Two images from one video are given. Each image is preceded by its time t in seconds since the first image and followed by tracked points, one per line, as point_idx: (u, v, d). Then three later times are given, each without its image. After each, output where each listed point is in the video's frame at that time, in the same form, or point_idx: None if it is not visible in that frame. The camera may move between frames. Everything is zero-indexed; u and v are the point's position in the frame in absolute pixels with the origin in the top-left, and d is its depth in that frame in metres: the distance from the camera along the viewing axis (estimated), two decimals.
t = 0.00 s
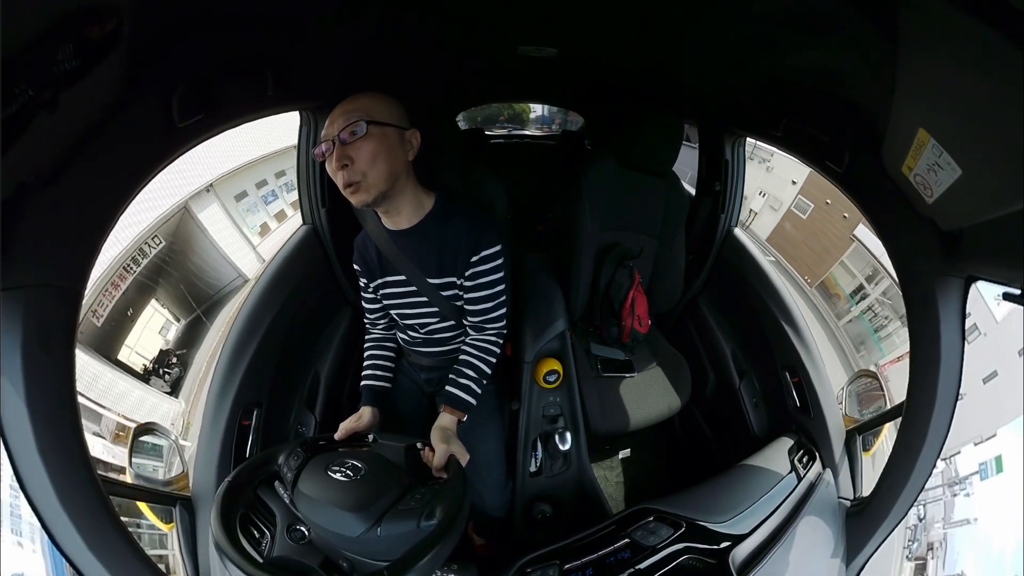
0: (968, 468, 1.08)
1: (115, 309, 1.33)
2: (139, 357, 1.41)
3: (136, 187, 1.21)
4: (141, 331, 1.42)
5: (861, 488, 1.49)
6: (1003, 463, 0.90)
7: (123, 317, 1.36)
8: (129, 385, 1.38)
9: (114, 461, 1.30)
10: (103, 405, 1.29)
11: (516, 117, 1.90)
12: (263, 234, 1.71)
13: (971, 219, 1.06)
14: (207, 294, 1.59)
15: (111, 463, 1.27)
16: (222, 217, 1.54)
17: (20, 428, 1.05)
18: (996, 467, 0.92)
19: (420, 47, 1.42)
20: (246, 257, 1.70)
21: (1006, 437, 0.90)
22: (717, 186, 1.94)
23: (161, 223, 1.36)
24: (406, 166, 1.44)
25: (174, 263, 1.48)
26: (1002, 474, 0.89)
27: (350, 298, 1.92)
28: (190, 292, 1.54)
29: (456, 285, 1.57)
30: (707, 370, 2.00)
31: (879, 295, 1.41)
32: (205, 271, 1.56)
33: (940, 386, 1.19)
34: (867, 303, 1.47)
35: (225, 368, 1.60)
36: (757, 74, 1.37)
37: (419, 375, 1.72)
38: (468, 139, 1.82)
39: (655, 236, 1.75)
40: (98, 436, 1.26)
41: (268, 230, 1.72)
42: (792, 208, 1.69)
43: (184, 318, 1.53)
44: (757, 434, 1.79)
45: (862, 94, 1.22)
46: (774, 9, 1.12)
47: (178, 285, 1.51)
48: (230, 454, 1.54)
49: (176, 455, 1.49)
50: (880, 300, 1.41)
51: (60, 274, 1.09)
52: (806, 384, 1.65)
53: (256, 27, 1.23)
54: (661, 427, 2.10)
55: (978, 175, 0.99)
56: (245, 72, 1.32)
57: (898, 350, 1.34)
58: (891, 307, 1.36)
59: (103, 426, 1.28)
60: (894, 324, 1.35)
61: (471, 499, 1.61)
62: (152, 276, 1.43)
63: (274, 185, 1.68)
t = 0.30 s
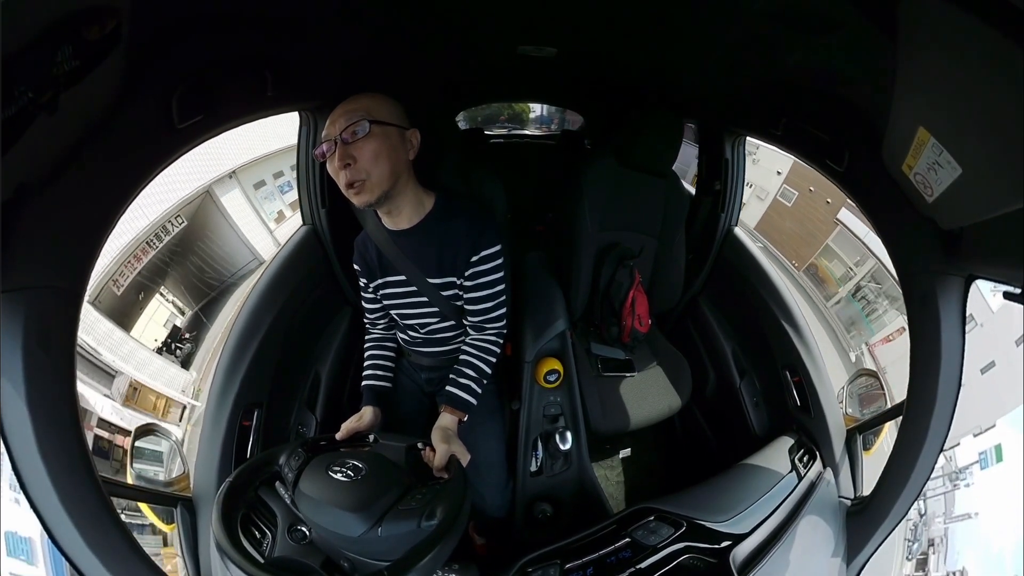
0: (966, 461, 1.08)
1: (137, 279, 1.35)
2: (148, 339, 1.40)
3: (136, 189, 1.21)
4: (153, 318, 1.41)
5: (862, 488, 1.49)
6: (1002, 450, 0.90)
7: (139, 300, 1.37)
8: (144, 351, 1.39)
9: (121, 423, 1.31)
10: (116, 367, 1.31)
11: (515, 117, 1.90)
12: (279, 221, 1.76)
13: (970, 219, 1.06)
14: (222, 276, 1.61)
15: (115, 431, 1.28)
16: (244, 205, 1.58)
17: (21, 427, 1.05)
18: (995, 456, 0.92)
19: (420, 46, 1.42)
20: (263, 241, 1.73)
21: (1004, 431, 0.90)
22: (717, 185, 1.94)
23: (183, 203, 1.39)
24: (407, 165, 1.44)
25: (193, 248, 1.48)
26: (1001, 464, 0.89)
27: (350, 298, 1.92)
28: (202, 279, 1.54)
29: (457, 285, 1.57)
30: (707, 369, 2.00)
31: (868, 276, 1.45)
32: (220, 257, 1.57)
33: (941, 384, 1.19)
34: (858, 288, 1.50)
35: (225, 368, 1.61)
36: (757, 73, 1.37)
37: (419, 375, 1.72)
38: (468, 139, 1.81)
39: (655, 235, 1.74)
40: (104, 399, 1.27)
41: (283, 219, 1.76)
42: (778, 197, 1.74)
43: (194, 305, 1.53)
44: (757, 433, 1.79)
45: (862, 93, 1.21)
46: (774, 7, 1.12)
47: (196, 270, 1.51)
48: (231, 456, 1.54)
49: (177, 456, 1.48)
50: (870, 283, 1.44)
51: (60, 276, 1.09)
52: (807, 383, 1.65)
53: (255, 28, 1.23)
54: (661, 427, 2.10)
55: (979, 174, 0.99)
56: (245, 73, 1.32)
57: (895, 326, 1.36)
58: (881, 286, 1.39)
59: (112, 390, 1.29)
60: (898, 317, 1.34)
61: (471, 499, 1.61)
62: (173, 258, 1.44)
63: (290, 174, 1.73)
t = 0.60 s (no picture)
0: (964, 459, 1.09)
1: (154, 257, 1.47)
2: (156, 320, 1.50)
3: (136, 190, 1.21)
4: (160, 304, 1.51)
5: (862, 487, 1.49)
6: (999, 440, 0.90)
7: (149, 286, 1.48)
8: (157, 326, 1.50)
9: (131, 386, 1.40)
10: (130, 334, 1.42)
11: (516, 117, 1.89)
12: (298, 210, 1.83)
13: (970, 219, 1.06)
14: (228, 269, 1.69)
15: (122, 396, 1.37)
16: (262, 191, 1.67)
17: (20, 425, 1.05)
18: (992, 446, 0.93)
19: (420, 45, 1.41)
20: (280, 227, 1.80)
21: (1001, 423, 0.90)
22: (717, 185, 1.94)
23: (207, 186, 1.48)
24: (405, 166, 1.44)
25: (201, 236, 1.58)
26: (998, 454, 0.89)
27: (350, 298, 1.92)
28: (213, 260, 1.63)
29: (456, 285, 1.57)
30: (707, 368, 2.00)
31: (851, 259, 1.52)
32: (226, 251, 1.65)
33: (940, 384, 1.19)
34: (849, 274, 1.57)
35: (226, 366, 1.61)
36: (757, 73, 1.37)
37: (419, 375, 1.72)
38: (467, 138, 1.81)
39: (655, 235, 1.74)
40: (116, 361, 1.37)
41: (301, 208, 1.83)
42: (765, 187, 1.81)
43: (199, 298, 1.61)
44: (757, 432, 1.79)
45: (862, 93, 1.21)
46: (774, 7, 1.11)
47: (200, 264, 1.60)
48: (232, 456, 1.54)
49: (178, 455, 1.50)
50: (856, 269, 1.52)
51: (58, 277, 1.09)
52: (806, 383, 1.66)
53: (254, 28, 1.22)
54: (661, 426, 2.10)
55: (979, 174, 0.99)
56: (245, 72, 1.31)
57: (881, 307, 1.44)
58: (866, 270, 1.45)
59: (125, 353, 1.38)
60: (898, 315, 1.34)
61: (471, 499, 1.61)
62: (180, 246, 1.53)
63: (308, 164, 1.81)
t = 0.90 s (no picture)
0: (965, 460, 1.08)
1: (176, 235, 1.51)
2: (177, 289, 1.56)
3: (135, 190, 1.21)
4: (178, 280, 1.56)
5: (862, 487, 1.49)
6: (998, 429, 0.90)
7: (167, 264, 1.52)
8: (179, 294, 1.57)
9: (146, 350, 1.50)
10: (151, 300, 1.49)
11: (516, 117, 1.89)
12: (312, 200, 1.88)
13: (970, 218, 1.06)
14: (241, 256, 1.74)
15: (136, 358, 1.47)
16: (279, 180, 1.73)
17: (21, 424, 1.05)
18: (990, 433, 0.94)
19: (420, 46, 1.41)
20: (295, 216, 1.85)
21: (999, 413, 0.91)
22: (717, 184, 1.93)
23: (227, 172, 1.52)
24: (402, 172, 1.43)
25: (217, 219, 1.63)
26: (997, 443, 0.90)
27: (350, 298, 1.92)
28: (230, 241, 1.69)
29: (456, 286, 1.57)
30: (707, 368, 2.00)
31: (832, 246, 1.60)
32: (239, 235, 1.71)
33: (940, 383, 1.19)
34: (842, 264, 1.61)
35: (228, 364, 1.61)
36: (757, 72, 1.37)
37: (419, 375, 1.72)
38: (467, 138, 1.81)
39: (655, 234, 1.74)
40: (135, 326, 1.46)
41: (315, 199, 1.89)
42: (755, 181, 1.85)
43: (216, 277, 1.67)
44: (757, 432, 1.79)
45: (862, 93, 1.21)
46: (774, 6, 1.11)
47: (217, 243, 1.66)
48: (232, 457, 1.54)
49: (178, 455, 1.51)
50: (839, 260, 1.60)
51: (58, 278, 1.09)
52: (806, 382, 1.65)
53: (254, 28, 1.22)
54: (661, 426, 2.10)
55: (979, 173, 0.99)
56: (244, 72, 1.31)
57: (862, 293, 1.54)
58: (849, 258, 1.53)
59: (144, 318, 1.47)
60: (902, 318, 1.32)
61: (472, 499, 1.61)
62: (198, 228, 1.58)
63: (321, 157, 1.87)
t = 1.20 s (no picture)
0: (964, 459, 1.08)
1: (201, 215, 1.48)
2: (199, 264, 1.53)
3: (133, 191, 1.21)
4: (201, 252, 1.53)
5: (863, 486, 1.48)
6: (996, 417, 0.94)
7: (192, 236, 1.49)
8: (202, 267, 1.54)
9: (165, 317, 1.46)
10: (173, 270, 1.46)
11: (516, 118, 1.89)
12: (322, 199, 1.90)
13: (968, 216, 1.06)
14: (261, 237, 1.72)
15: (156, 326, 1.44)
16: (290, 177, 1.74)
17: (19, 423, 1.05)
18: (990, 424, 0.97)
19: (421, 48, 1.42)
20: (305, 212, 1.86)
21: (998, 401, 0.94)
22: (716, 186, 1.94)
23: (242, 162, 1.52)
24: (413, 171, 1.44)
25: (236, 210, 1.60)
26: (996, 430, 0.92)
27: (350, 299, 1.92)
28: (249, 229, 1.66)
29: (456, 287, 1.57)
30: (707, 368, 2.00)
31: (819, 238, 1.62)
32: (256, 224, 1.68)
33: (941, 382, 1.19)
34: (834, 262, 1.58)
35: (227, 363, 1.60)
36: (755, 73, 1.38)
37: (419, 376, 1.72)
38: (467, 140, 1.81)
39: (654, 235, 1.74)
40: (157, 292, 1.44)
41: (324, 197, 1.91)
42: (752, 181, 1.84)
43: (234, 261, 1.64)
44: (758, 433, 1.78)
45: (860, 93, 1.22)
46: (773, 7, 1.12)
47: (238, 229, 1.62)
48: (231, 458, 1.53)
49: (176, 455, 1.48)
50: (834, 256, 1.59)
51: (58, 276, 1.09)
52: (807, 382, 1.65)
53: (255, 29, 1.23)
54: (661, 427, 2.09)
55: (978, 171, 0.99)
56: (245, 73, 1.32)
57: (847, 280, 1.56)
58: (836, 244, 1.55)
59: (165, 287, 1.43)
60: (904, 316, 1.30)
61: (471, 501, 1.60)
62: (220, 212, 1.55)
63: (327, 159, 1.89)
